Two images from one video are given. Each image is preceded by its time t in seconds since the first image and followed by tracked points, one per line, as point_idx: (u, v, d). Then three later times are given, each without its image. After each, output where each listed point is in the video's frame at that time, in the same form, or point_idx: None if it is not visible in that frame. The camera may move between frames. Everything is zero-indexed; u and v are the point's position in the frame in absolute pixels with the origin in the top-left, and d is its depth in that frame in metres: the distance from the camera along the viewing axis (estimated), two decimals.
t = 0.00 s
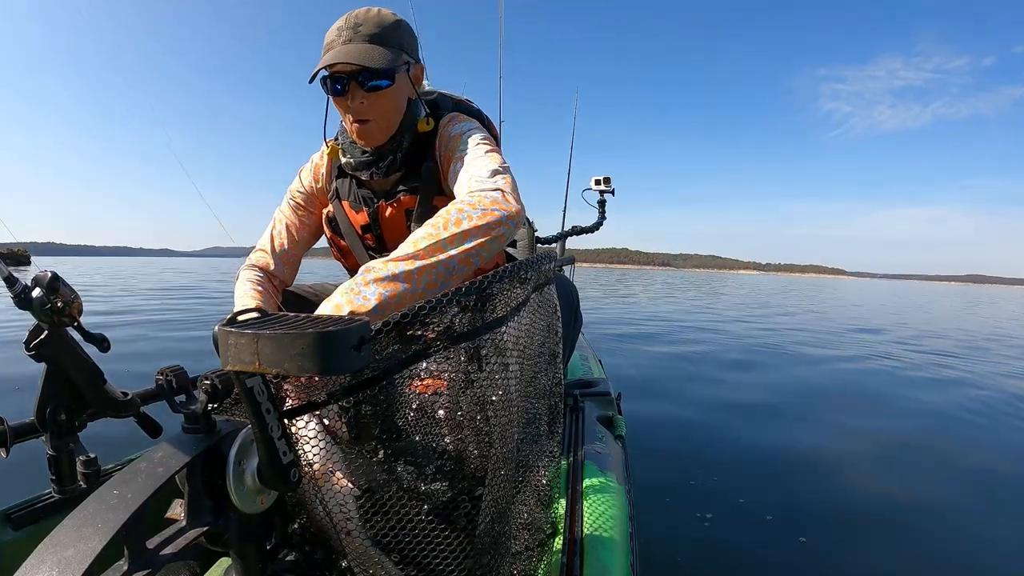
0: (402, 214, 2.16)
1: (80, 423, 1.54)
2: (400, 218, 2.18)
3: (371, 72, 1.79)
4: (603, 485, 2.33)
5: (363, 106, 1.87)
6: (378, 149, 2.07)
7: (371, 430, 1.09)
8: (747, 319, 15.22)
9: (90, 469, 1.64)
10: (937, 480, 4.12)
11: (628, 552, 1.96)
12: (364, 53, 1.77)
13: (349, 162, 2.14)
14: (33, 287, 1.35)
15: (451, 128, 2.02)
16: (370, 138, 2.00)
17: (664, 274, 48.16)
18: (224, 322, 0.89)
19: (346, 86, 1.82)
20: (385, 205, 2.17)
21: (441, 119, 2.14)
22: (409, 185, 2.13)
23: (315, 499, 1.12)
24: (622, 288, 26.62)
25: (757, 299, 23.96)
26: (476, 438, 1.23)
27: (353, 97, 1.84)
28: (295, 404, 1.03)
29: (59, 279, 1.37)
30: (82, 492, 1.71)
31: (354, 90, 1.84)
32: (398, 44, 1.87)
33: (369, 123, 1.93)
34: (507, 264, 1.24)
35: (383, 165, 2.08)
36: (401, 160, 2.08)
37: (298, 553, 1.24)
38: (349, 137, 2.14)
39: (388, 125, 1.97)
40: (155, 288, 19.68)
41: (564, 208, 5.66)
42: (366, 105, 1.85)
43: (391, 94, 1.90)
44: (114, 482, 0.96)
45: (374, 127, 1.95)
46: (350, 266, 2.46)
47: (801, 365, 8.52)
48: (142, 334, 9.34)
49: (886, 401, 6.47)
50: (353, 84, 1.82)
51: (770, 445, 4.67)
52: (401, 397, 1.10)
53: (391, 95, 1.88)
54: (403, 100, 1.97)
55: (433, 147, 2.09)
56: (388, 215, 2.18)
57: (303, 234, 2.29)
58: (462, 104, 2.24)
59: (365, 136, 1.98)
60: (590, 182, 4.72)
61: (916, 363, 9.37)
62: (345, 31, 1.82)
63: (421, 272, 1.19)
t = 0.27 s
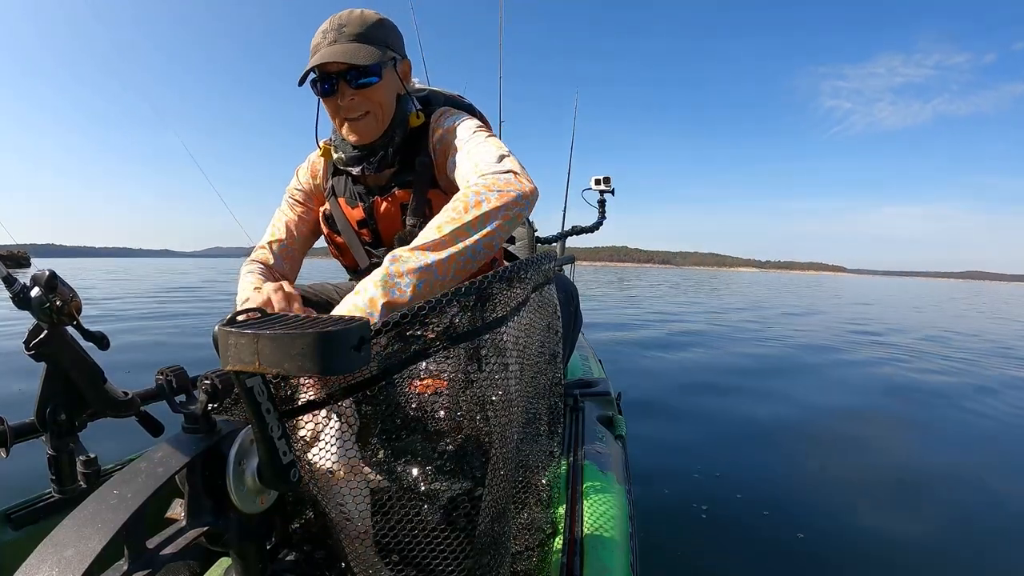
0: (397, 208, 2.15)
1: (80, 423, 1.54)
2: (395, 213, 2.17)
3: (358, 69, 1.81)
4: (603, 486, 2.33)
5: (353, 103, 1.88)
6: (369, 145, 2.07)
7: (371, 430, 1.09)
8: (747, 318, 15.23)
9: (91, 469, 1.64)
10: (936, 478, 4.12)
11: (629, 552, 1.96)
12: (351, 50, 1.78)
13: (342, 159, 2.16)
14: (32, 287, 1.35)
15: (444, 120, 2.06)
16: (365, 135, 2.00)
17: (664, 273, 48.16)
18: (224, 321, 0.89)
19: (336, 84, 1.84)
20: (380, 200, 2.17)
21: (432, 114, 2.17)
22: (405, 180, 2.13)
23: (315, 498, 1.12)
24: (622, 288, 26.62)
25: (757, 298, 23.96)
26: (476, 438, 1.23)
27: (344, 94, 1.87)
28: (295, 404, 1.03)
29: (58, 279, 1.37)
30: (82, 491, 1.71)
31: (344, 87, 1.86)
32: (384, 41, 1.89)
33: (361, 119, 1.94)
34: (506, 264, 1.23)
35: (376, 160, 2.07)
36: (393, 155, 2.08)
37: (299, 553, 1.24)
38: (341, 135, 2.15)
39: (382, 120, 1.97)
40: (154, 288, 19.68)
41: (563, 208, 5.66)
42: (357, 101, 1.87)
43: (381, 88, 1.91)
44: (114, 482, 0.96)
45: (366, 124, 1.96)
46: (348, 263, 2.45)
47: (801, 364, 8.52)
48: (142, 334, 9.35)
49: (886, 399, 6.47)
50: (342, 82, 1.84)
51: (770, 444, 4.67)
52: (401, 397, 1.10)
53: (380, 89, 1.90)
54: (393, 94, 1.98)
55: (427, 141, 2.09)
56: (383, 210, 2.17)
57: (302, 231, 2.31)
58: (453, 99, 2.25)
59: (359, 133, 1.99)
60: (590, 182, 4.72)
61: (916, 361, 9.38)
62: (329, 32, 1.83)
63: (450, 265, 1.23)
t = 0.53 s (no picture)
0: (400, 190, 2.15)
1: (80, 423, 1.54)
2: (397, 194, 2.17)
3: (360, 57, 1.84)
4: (603, 486, 2.33)
5: (358, 92, 1.91)
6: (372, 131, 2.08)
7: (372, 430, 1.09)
8: (747, 317, 15.23)
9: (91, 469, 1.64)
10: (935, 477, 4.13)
11: (629, 551, 1.96)
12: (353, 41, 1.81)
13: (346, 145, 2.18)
14: (32, 287, 1.35)
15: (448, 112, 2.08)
16: (370, 123, 2.02)
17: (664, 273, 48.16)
18: (224, 322, 0.89)
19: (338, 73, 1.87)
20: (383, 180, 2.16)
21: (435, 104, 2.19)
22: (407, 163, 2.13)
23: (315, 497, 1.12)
24: (622, 287, 26.60)
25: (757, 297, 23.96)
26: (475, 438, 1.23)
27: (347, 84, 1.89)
28: (295, 403, 1.03)
29: (57, 278, 1.37)
30: (82, 491, 1.71)
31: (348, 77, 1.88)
32: (385, 34, 1.92)
33: (366, 107, 1.96)
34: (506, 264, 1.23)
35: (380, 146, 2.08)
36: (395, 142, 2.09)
37: (299, 553, 1.23)
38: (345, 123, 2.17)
39: (384, 107, 1.98)
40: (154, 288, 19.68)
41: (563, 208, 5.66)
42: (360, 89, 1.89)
43: (383, 76, 1.93)
44: (114, 482, 0.97)
45: (370, 111, 1.98)
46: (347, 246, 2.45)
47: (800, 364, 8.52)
48: (142, 334, 9.34)
49: (886, 399, 6.47)
50: (346, 72, 1.87)
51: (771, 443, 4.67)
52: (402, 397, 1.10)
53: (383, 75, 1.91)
54: (396, 82, 2.00)
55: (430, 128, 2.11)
56: (386, 190, 2.16)
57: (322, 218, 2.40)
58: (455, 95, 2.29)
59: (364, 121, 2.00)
60: (590, 182, 4.72)
61: (916, 360, 9.38)
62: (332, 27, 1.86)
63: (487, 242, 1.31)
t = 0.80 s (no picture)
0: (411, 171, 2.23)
1: (79, 423, 1.54)
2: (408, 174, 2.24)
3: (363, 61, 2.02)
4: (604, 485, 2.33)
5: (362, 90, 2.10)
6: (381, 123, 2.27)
7: (371, 431, 1.09)
8: (748, 317, 15.21)
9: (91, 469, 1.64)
10: (935, 476, 4.13)
11: (629, 551, 1.95)
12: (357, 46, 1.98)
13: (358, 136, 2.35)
14: (32, 287, 1.35)
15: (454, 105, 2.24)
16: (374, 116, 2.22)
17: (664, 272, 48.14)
18: (224, 322, 0.89)
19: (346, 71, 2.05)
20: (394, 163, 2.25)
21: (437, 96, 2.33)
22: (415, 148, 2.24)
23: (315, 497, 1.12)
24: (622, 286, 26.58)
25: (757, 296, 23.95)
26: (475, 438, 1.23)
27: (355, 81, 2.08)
28: (295, 404, 1.03)
29: (57, 278, 1.37)
30: (82, 492, 1.71)
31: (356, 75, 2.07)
32: (386, 34, 2.06)
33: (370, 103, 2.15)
34: (505, 263, 1.23)
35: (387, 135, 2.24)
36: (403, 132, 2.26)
37: (299, 553, 1.23)
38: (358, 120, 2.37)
39: (386, 103, 2.17)
40: (154, 288, 19.65)
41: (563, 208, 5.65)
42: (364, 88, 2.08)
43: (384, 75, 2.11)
44: (114, 482, 0.97)
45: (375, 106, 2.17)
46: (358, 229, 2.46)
47: (800, 363, 8.51)
48: (141, 333, 9.32)
49: (886, 399, 6.46)
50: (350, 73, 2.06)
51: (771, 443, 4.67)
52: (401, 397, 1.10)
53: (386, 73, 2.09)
54: (397, 79, 2.17)
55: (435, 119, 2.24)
56: (396, 171, 2.24)
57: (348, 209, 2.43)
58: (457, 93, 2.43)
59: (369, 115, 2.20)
60: (590, 182, 4.72)
61: (916, 360, 9.36)
62: (336, 31, 2.01)
63: (520, 212, 1.55)
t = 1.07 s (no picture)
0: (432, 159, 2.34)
1: (79, 423, 1.54)
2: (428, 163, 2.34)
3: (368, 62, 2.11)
4: (604, 485, 2.33)
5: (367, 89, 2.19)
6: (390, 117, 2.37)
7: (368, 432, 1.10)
8: (748, 317, 15.21)
9: (90, 469, 1.64)
10: (935, 478, 4.13)
11: (628, 551, 1.96)
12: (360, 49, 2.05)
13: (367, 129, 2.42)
14: (32, 287, 1.36)
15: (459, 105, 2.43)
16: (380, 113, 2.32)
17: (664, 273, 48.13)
18: (224, 322, 0.89)
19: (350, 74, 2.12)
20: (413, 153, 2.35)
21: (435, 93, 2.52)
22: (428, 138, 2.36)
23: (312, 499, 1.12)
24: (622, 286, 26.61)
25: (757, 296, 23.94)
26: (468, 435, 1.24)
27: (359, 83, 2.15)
28: (292, 405, 1.03)
29: (57, 278, 1.38)
30: (82, 492, 1.71)
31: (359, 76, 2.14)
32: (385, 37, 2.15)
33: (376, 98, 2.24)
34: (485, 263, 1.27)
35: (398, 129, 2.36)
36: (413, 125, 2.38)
37: (299, 553, 1.23)
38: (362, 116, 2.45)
39: (390, 99, 2.28)
40: (153, 287, 19.63)
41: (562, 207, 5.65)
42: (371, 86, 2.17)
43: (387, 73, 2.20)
44: (114, 482, 0.96)
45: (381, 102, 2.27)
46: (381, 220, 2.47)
47: (800, 364, 8.51)
48: (141, 331, 9.31)
49: (885, 400, 6.47)
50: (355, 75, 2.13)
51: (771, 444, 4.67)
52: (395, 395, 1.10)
53: (388, 73, 2.18)
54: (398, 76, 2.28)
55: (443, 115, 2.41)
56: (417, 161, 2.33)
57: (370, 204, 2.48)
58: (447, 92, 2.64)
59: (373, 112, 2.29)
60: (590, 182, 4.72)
61: (916, 361, 9.37)
62: (337, 38, 2.08)
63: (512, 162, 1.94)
